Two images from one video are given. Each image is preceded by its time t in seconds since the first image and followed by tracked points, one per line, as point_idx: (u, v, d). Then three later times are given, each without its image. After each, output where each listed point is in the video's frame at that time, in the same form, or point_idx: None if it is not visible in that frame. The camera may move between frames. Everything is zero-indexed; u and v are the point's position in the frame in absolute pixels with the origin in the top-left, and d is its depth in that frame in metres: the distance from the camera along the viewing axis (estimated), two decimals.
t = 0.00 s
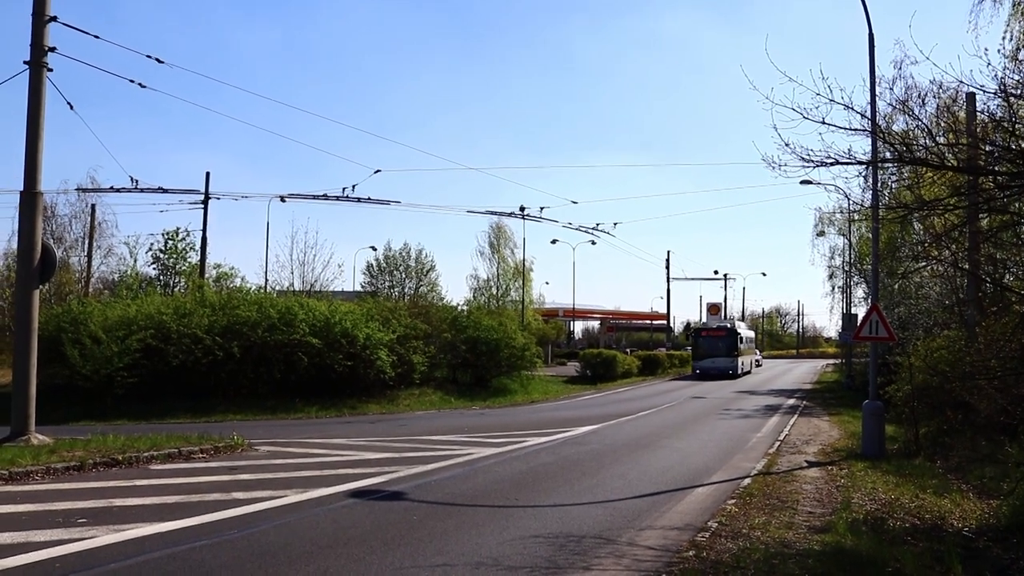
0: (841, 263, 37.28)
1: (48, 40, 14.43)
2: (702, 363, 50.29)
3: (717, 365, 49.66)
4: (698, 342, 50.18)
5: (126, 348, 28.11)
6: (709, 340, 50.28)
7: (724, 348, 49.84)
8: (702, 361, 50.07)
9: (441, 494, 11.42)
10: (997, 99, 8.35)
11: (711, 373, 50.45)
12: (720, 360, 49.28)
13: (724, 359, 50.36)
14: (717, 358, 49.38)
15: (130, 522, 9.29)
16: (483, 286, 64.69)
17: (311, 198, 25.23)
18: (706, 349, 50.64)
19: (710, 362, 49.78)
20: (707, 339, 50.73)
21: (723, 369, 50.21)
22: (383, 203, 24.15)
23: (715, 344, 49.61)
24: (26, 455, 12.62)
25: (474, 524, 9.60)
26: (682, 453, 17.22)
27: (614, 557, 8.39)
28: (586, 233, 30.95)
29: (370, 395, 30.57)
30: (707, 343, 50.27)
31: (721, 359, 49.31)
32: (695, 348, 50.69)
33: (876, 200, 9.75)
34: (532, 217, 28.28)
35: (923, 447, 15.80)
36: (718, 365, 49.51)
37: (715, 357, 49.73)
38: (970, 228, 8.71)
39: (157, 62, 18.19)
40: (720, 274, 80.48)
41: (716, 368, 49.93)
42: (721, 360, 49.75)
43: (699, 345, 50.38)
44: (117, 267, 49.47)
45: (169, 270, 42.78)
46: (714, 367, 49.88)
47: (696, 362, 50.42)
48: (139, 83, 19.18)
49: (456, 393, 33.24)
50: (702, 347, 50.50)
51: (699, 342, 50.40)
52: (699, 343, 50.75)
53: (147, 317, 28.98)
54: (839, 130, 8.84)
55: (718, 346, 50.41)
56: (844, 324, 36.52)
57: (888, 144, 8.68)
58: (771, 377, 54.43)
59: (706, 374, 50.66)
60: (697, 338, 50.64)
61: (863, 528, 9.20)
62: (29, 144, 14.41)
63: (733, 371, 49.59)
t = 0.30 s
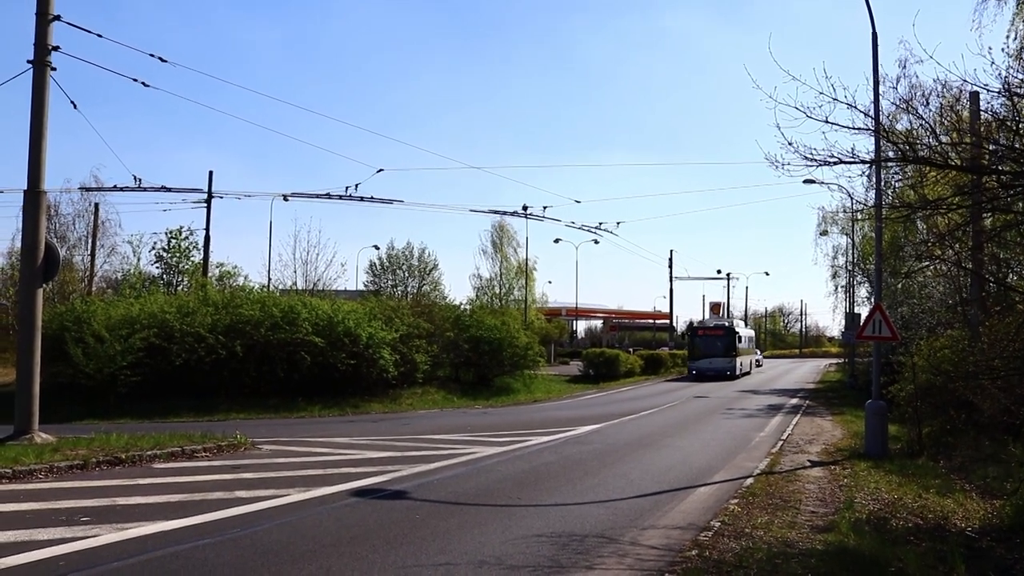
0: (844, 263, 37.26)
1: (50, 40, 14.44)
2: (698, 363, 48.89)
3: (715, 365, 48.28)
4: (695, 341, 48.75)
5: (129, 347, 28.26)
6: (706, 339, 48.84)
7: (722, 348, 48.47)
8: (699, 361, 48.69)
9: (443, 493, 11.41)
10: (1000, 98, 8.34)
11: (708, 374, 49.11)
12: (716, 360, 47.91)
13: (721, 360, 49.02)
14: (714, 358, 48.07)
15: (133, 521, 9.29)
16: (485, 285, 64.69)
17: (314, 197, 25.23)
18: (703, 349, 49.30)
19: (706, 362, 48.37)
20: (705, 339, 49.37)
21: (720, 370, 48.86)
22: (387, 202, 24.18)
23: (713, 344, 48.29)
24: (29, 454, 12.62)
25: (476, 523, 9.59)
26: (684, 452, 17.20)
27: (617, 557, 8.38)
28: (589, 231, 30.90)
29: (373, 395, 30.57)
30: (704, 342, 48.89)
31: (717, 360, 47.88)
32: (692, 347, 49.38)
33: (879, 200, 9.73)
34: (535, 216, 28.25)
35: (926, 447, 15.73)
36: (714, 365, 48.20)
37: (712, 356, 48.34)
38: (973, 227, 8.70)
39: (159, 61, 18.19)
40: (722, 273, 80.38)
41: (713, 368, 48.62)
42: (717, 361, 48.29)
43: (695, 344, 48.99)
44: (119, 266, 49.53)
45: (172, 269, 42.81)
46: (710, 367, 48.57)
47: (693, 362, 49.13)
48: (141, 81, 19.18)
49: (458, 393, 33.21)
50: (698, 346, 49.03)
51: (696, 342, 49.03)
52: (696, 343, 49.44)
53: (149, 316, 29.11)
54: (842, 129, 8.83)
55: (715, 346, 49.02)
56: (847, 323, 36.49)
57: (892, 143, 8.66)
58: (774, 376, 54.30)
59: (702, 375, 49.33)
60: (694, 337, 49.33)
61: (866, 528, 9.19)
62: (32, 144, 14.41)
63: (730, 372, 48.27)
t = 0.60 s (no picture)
0: (845, 267, 37.27)
1: (53, 42, 14.47)
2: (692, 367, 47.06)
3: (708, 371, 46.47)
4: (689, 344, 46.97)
5: (130, 349, 28.28)
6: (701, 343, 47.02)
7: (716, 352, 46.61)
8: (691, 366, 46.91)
9: (443, 495, 11.41)
10: (1002, 102, 8.34)
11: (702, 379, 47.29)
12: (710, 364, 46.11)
13: (715, 364, 47.28)
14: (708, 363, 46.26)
15: (134, 522, 9.30)
16: (486, 288, 64.70)
17: (315, 199, 25.25)
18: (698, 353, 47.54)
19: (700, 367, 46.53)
20: (699, 343, 47.61)
21: (714, 375, 47.07)
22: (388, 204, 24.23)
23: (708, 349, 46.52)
24: (30, 455, 12.64)
25: (477, 526, 9.60)
26: (685, 455, 17.18)
27: (617, 559, 8.39)
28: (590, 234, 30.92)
29: (373, 397, 30.58)
30: (698, 347, 47.10)
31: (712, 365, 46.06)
32: (686, 351, 47.64)
33: (880, 203, 9.73)
34: (536, 218, 28.24)
35: (927, 451, 15.68)
36: (708, 370, 46.48)
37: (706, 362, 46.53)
38: (974, 231, 8.72)
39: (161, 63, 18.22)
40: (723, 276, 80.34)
41: (707, 373, 46.86)
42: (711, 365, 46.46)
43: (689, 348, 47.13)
44: (121, 268, 49.59)
45: (174, 271, 42.83)
46: (704, 372, 46.82)
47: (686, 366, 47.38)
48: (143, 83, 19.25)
49: (459, 395, 33.18)
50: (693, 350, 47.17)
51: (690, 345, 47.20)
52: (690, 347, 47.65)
53: (151, 318, 29.14)
54: (843, 132, 8.84)
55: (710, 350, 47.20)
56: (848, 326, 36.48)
57: (894, 147, 8.66)
58: (775, 380, 54.19)
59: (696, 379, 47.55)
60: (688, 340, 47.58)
61: (866, 531, 9.20)
62: (34, 145, 14.44)
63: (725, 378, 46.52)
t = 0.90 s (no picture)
0: (848, 268, 37.25)
1: (56, 44, 14.49)
2: (685, 370, 45.58)
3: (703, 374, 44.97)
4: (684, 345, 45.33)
5: (133, 350, 28.29)
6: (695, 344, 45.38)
7: (711, 353, 45.14)
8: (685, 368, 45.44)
9: (446, 497, 11.41)
10: (1004, 103, 8.33)
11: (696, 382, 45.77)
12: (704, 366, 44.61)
13: (710, 366, 45.70)
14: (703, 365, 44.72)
15: (136, 524, 9.32)
16: (488, 290, 64.73)
17: (318, 201, 25.29)
18: (692, 354, 46.10)
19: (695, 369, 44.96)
20: (694, 344, 46.00)
21: (709, 377, 45.61)
22: (391, 207, 24.27)
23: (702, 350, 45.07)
24: (33, 457, 12.66)
25: (480, 528, 9.61)
26: (688, 457, 17.16)
27: (620, 562, 8.39)
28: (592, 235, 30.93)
29: (376, 399, 30.60)
30: (692, 348, 45.63)
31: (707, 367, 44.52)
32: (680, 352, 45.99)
33: (882, 205, 9.73)
34: (538, 220, 28.23)
35: (930, 453, 15.68)
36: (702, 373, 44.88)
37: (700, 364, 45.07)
38: (976, 232, 8.73)
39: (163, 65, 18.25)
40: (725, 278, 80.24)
41: (702, 375, 45.28)
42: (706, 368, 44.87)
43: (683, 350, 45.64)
44: (123, 270, 49.70)
45: (176, 273, 42.89)
46: (699, 375, 45.34)
47: (679, 368, 45.94)
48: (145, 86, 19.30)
49: (461, 397, 33.17)
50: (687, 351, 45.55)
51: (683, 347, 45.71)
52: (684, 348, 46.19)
53: (153, 320, 29.17)
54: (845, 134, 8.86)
55: (704, 351, 45.74)
56: (850, 328, 36.43)
57: (896, 148, 8.66)
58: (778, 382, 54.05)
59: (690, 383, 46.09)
60: (681, 342, 46.15)
61: (869, 533, 9.19)
62: (37, 147, 14.46)
63: (720, 381, 45.05)
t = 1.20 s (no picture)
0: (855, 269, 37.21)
1: (64, 46, 14.54)
2: (683, 372, 43.45)
3: (700, 377, 42.87)
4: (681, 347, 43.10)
5: (140, 351, 28.38)
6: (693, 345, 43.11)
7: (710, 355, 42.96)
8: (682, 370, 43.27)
9: (452, 498, 11.41)
10: (1012, 103, 8.30)
11: (694, 385, 43.65)
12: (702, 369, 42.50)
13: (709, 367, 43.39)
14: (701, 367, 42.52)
15: (144, 524, 9.34)
16: (495, 290, 64.72)
17: (325, 202, 25.36)
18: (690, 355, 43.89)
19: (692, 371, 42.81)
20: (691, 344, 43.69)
21: (707, 380, 43.41)
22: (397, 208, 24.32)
23: (700, 352, 42.92)
24: (41, 457, 12.69)
25: (486, 529, 9.61)
26: (694, 458, 17.12)
27: (626, 563, 8.38)
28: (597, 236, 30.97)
29: (383, 399, 30.63)
30: (690, 349, 43.48)
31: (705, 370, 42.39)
32: (677, 353, 43.72)
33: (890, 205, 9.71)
34: (544, 220, 28.25)
35: (937, 454, 15.63)
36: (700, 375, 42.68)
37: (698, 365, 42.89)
38: (984, 233, 8.70)
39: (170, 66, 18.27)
40: (731, 279, 80.14)
41: (700, 378, 43.13)
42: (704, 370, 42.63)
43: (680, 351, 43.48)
44: (131, 271, 49.92)
45: (183, 274, 42.98)
46: (696, 378, 43.18)
47: (676, 370, 43.66)
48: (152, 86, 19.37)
49: (467, 398, 33.14)
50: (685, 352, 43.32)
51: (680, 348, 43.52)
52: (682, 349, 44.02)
53: (161, 321, 29.27)
54: (852, 135, 8.85)
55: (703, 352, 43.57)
56: (857, 329, 36.38)
57: (903, 149, 8.65)
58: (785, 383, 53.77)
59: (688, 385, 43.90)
60: (679, 342, 43.96)
61: (877, 535, 9.17)
62: (45, 149, 14.51)
63: (719, 383, 42.96)
